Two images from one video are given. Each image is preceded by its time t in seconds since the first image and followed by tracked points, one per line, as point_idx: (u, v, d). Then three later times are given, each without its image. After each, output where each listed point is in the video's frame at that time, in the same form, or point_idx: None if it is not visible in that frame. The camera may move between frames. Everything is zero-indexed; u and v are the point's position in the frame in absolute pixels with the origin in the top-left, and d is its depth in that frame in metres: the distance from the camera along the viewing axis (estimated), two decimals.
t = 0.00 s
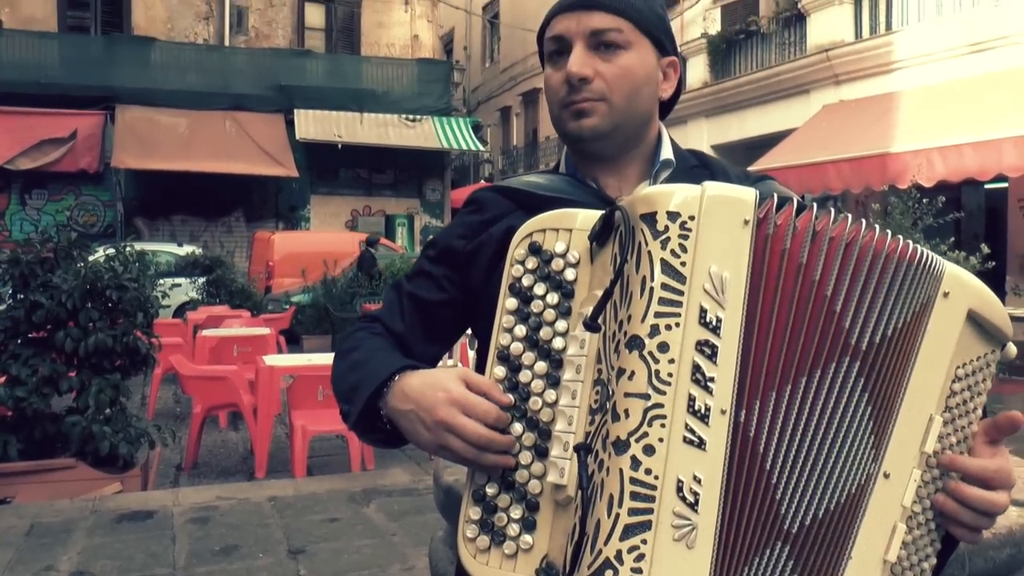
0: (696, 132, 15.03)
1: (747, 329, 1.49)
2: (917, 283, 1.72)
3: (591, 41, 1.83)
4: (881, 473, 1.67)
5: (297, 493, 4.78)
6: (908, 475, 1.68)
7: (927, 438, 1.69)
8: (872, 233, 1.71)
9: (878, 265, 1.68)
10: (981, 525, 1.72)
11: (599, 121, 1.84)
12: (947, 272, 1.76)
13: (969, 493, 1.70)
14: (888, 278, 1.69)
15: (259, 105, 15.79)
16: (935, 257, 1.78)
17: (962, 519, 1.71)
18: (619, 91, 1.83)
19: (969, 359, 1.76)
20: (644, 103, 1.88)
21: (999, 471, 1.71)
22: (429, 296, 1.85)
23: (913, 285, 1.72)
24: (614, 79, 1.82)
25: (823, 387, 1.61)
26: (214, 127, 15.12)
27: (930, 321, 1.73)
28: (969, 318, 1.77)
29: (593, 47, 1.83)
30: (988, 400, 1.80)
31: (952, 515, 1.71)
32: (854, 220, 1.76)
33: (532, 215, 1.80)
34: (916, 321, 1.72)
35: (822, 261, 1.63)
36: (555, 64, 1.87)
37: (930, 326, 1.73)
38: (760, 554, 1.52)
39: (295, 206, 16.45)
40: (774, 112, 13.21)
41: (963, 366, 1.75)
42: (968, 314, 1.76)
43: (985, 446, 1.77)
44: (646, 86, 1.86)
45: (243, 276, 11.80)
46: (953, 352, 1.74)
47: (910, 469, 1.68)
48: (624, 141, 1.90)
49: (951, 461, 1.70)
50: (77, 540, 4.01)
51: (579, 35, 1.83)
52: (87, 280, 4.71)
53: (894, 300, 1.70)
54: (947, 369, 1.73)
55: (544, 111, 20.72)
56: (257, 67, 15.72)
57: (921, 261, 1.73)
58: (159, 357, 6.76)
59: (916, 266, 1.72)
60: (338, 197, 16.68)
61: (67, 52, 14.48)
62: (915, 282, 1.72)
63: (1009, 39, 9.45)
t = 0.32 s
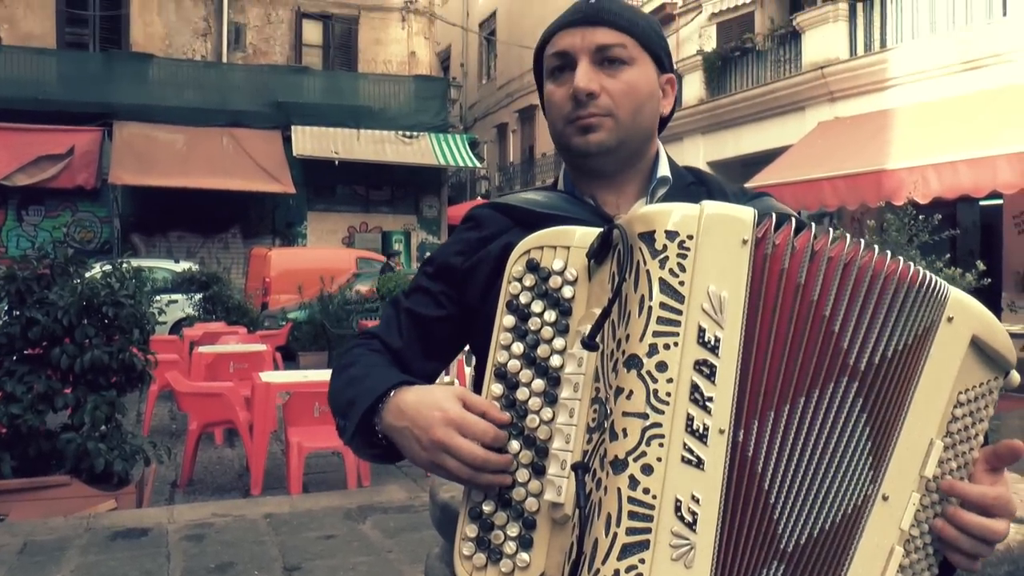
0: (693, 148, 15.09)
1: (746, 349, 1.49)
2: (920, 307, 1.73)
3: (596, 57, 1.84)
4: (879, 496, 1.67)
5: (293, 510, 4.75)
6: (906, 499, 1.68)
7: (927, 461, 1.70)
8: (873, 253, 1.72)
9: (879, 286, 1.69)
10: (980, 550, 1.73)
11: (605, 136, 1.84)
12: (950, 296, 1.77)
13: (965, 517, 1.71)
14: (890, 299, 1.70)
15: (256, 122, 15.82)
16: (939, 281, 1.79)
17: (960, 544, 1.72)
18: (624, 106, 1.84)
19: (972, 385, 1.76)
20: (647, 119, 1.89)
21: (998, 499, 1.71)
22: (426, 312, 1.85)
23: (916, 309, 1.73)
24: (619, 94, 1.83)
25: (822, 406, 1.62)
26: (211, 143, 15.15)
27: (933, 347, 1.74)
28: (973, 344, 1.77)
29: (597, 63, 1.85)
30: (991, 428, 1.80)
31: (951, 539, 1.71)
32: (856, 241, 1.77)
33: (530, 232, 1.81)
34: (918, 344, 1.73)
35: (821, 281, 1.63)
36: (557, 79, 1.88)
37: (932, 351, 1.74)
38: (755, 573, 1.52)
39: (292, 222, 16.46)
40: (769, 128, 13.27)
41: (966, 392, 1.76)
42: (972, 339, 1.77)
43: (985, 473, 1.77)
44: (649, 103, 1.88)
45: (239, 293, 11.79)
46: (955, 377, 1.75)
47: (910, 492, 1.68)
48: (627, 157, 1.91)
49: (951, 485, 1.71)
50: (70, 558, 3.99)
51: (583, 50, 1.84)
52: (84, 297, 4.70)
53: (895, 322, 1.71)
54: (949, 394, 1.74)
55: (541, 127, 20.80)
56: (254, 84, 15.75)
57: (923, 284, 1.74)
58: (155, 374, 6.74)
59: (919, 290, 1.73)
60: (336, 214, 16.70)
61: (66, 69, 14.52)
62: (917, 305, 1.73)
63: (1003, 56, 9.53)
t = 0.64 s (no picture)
0: (689, 161, 15.12)
1: (748, 360, 1.48)
2: (921, 318, 1.74)
3: (597, 67, 1.85)
4: (883, 505, 1.67)
5: (289, 523, 4.74)
6: (909, 509, 1.68)
7: (930, 471, 1.70)
8: (873, 265, 1.73)
9: (879, 298, 1.70)
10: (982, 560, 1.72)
11: (608, 146, 1.85)
12: (950, 308, 1.77)
13: (968, 527, 1.71)
14: (890, 311, 1.71)
15: (253, 135, 15.84)
16: (939, 293, 1.80)
17: (962, 555, 1.72)
18: (626, 116, 1.84)
19: (972, 395, 1.77)
20: (647, 130, 1.90)
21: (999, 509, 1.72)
22: (423, 330, 1.86)
23: (917, 320, 1.74)
24: (622, 105, 1.84)
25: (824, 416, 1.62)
26: (209, 155, 15.18)
27: (934, 357, 1.75)
28: (972, 354, 1.78)
29: (599, 74, 1.86)
30: (991, 438, 1.81)
31: (953, 549, 1.71)
32: (855, 252, 1.77)
33: (525, 246, 1.81)
34: (919, 355, 1.74)
35: (822, 292, 1.64)
36: (558, 90, 1.88)
37: (933, 361, 1.75)
38: None
39: (289, 235, 16.46)
40: (766, 142, 13.32)
41: (967, 403, 1.76)
42: (972, 350, 1.78)
43: (986, 483, 1.77)
44: (648, 113, 1.89)
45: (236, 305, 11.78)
46: (956, 388, 1.75)
47: (912, 502, 1.68)
48: (626, 168, 1.92)
49: (954, 495, 1.71)
50: (65, 572, 3.96)
51: (584, 62, 1.85)
52: (80, 310, 4.69)
53: (897, 333, 1.72)
54: (950, 405, 1.74)
55: (537, 140, 20.85)
56: (253, 97, 15.77)
57: (924, 296, 1.75)
58: (151, 387, 6.71)
59: (920, 301, 1.74)
60: (333, 227, 16.70)
61: (64, 82, 14.54)
62: (918, 316, 1.74)
63: (997, 70, 9.61)
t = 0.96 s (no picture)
0: (686, 172, 15.15)
1: (743, 369, 1.49)
2: (918, 331, 1.75)
3: (604, 78, 1.87)
4: (877, 517, 1.67)
5: (286, 535, 4.72)
6: (904, 520, 1.68)
7: (925, 484, 1.70)
8: (869, 276, 1.74)
9: (875, 309, 1.70)
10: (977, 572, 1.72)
11: (618, 156, 1.85)
12: (948, 321, 1.78)
13: (963, 539, 1.70)
14: (885, 323, 1.72)
15: (250, 145, 15.86)
16: (936, 306, 1.81)
17: (957, 568, 1.71)
18: (635, 126, 1.85)
19: (969, 410, 1.77)
20: (653, 138, 1.91)
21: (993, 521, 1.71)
22: (426, 346, 1.89)
23: (915, 333, 1.74)
24: (630, 114, 1.84)
25: (818, 426, 1.62)
26: (206, 166, 15.20)
27: (931, 370, 1.76)
28: (969, 368, 1.79)
29: (606, 85, 1.87)
30: (987, 452, 1.81)
31: (947, 562, 1.71)
32: (853, 264, 1.78)
33: (523, 257, 1.81)
34: (916, 366, 1.74)
35: (818, 302, 1.65)
36: (564, 102, 1.88)
37: (930, 374, 1.75)
38: None
39: (286, 246, 16.46)
40: (762, 152, 13.36)
41: (963, 416, 1.76)
42: (969, 363, 1.78)
43: (982, 498, 1.77)
44: (654, 122, 1.90)
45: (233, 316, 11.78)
46: (952, 401, 1.75)
47: (906, 514, 1.68)
48: (632, 177, 1.92)
49: (949, 506, 1.71)
50: None
51: (592, 72, 1.86)
52: (77, 320, 4.69)
53: (893, 345, 1.73)
54: (946, 418, 1.75)
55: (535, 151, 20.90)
56: (250, 108, 15.78)
57: (921, 308, 1.75)
58: (147, 398, 6.70)
59: (918, 314, 1.75)
60: (330, 237, 16.71)
61: (62, 92, 14.55)
62: (915, 329, 1.75)
63: (993, 82, 9.66)
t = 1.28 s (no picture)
0: (683, 181, 15.19)
1: (735, 377, 1.49)
2: (914, 341, 1.75)
3: (604, 90, 1.87)
4: (870, 526, 1.67)
5: (282, 544, 4.71)
6: (898, 531, 1.68)
7: (919, 494, 1.70)
8: (863, 286, 1.75)
9: (869, 318, 1.71)
10: None
11: (621, 167, 1.86)
12: (944, 333, 1.78)
13: (957, 551, 1.70)
14: (879, 333, 1.72)
15: (248, 154, 15.87)
16: (933, 317, 1.81)
17: None
18: (636, 137, 1.86)
19: (965, 421, 1.77)
20: (653, 148, 1.92)
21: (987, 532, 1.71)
22: (425, 355, 1.89)
23: (910, 343, 1.75)
24: (630, 125, 1.85)
25: (811, 434, 1.63)
26: (204, 175, 15.20)
27: (926, 381, 1.76)
28: (965, 379, 1.79)
29: (606, 96, 1.88)
30: (981, 463, 1.81)
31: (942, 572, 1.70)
32: (847, 273, 1.79)
33: (521, 265, 1.81)
34: (912, 377, 1.75)
35: (812, 311, 1.65)
36: (564, 113, 1.89)
37: (925, 384, 1.75)
38: None
39: (283, 255, 16.45)
40: (759, 161, 13.39)
41: (958, 428, 1.77)
42: (964, 375, 1.78)
43: (977, 510, 1.77)
44: (654, 132, 1.91)
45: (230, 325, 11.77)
46: (947, 412, 1.76)
47: (900, 525, 1.68)
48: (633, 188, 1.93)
49: (942, 516, 1.70)
50: None
51: (591, 84, 1.87)
52: (74, 329, 4.68)
53: (887, 355, 1.73)
54: (941, 428, 1.75)
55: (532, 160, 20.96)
56: (248, 117, 15.80)
57: (917, 319, 1.76)
58: (144, 408, 6.69)
59: (914, 325, 1.75)
60: (327, 246, 16.72)
61: (59, 101, 14.55)
62: (910, 340, 1.75)
63: (989, 91, 9.69)
